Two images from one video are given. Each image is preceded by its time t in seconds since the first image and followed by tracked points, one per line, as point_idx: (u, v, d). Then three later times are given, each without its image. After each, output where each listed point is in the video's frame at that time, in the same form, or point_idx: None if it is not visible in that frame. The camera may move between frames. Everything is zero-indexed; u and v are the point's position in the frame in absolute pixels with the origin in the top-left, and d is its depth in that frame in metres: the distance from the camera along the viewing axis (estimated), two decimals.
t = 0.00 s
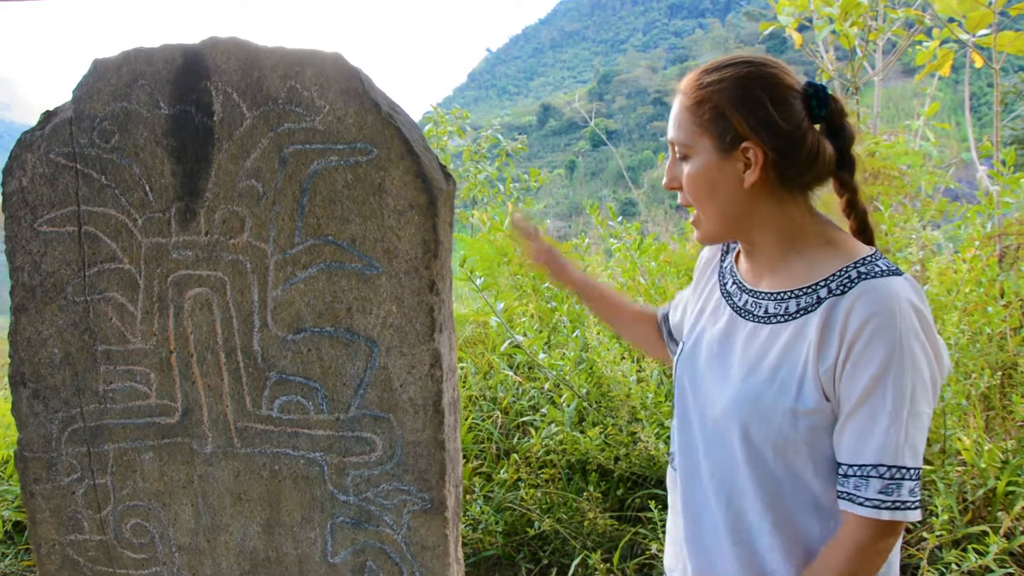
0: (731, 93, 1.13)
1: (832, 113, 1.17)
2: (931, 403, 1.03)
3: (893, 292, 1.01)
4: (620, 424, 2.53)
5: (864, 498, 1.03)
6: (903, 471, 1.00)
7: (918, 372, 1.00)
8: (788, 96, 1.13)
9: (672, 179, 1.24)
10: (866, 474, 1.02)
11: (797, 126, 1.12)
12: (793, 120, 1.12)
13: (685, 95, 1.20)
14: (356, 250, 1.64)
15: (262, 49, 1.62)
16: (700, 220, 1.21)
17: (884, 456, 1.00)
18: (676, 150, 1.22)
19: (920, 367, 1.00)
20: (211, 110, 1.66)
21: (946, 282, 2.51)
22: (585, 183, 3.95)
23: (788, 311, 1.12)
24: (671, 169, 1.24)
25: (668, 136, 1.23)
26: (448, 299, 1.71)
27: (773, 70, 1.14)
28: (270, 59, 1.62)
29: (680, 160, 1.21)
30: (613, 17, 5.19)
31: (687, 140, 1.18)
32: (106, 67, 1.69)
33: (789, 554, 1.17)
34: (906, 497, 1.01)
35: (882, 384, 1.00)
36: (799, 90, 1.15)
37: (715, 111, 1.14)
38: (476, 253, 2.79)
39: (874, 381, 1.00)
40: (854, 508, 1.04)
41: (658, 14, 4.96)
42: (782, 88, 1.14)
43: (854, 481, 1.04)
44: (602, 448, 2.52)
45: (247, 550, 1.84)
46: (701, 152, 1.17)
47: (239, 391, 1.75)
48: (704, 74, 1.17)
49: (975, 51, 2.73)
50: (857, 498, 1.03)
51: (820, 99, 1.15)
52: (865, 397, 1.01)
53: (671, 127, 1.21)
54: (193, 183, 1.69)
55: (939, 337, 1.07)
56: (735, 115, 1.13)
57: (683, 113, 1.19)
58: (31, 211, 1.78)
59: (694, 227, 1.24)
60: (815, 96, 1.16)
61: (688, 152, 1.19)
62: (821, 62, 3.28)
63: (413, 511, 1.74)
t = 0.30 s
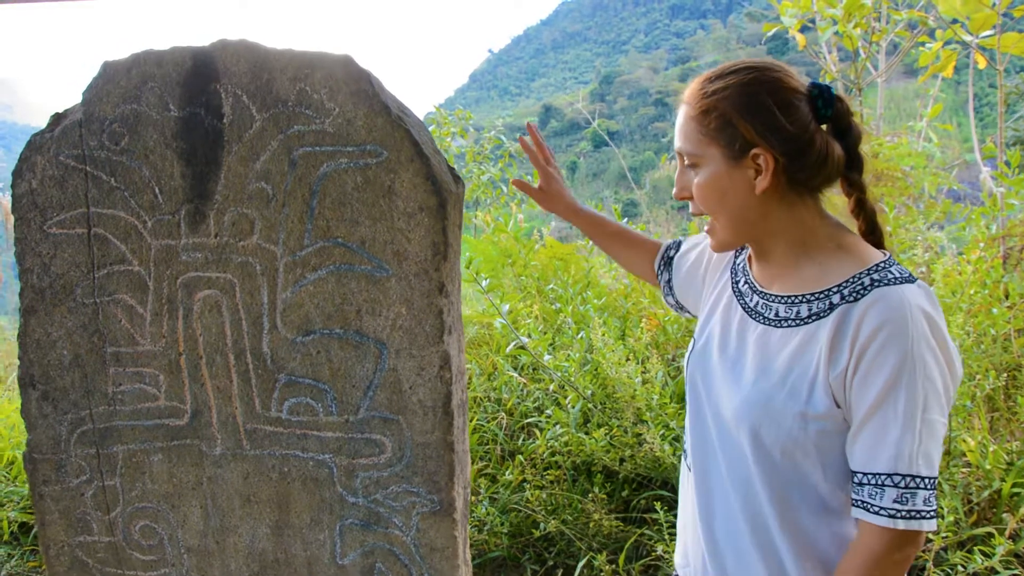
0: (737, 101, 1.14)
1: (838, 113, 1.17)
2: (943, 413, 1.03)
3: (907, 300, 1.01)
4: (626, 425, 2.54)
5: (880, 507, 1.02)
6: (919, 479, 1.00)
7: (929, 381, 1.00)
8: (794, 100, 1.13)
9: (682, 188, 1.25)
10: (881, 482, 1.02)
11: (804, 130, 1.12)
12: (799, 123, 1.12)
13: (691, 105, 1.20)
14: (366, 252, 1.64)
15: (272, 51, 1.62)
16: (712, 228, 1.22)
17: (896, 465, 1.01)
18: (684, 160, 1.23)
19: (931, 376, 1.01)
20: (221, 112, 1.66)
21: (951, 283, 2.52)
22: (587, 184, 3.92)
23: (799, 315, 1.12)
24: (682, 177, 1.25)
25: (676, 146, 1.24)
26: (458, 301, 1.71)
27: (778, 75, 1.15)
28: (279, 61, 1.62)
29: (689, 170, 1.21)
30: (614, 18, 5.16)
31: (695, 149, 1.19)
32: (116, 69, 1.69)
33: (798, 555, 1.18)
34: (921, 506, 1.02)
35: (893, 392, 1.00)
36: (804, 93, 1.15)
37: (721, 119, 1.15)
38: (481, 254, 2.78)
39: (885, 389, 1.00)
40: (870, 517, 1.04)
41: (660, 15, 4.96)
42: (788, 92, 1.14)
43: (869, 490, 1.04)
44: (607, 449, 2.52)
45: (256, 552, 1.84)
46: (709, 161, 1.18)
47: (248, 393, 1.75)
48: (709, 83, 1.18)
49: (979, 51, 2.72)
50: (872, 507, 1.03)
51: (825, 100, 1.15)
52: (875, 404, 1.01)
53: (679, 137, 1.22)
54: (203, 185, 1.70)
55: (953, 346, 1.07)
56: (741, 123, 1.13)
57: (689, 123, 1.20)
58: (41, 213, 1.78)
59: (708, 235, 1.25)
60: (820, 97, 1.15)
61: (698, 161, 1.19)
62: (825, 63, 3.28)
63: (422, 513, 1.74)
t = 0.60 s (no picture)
0: (765, 98, 1.14)
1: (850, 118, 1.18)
2: (950, 412, 1.04)
3: (914, 302, 1.02)
4: (629, 426, 2.54)
5: (896, 506, 1.02)
6: (932, 478, 1.01)
7: (937, 381, 1.01)
8: (818, 103, 1.14)
9: (697, 182, 1.22)
10: (895, 482, 1.02)
11: (827, 131, 1.14)
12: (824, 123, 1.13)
13: (715, 97, 1.19)
14: (373, 254, 1.65)
15: (278, 54, 1.63)
16: (729, 223, 1.20)
17: (906, 464, 1.01)
18: (704, 152, 1.20)
19: (938, 376, 1.01)
20: (228, 115, 1.67)
21: (953, 285, 2.51)
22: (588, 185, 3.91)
23: (807, 317, 1.13)
24: (696, 170, 1.22)
25: (693, 139, 1.22)
26: (464, 303, 1.72)
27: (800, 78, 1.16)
28: (286, 64, 1.62)
29: (710, 163, 1.20)
30: (615, 18, 5.19)
31: (720, 140, 1.17)
32: (123, 72, 1.70)
33: (807, 554, 1.18)
34: (934, 503, 1.02)
35: (901, 392, 1.01)
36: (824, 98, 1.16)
37: (753, 112, 1.14)
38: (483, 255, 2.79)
39: (893, 389, 1.01)
40: (885, 517, 1.04)
41: (661, 15, 4.97)
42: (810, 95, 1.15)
43: (882, 490, 1.04)
44: (611, 450, 2.52)
45: (263, 552, 1.85)
46: (734, 154, 1.16)
47: (255, 395, 1.76)
48: (736, 76, 1.17)
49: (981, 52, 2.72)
50: (888, 507, 1.03)
51: (840, 105, 1.17)
52: (884, 403, 1.02)
53: (699, 129, 1.20)
54: (210, 188, 1.70)
55: (958, 345, 1.08)
56: (774, 117, 1.13)
57: (714, 115, 1.18)
58: (48, 215, 1.79)
59: (717, 232, 1.23)
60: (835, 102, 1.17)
61: (723, 154, 1.18)
62: (826, 64, 3.28)
63: (428, 514, 1.75)
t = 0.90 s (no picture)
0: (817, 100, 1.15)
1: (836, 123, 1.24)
2: (961, 406, 1.04)
3: (928, 295, 1.02)
4: (632, 426, 2.55)
5: (901, 495, 1.03)
6: (939, 468, 1.01)
7: (949, 374, 1.01)
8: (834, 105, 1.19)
9: (772, 190, 1.12)
10: (902, 471, 1.03)
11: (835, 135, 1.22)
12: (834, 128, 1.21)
13: (770, 100, 1.14)
14: (380, 255, 1.65)
15: (287, 56, 1.64)
16: (811, 227, 1.12)
17: (916, 455, 1.01)
18: (773, 157, 1.13)
19: (952, 369, 1.02)
20: (236, 116, 1.67)
21: (956, 285, 2.51)
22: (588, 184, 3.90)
23: (820, 315, 1.14)
24: (767, 179, 1.13)
25: (756, 145, 1.13)
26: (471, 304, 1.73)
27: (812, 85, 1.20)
28: (295, 65, 1.63)
29: (783, 166, 1.13)
30: (616, 18, 5.20)
31: (793, 142, 1.12)
32: (132, 74, 1.71)
33: (822, 551, 1.19)
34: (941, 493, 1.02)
35: (915, 385, 1.01)
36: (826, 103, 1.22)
37: (810, 111, 1.14)
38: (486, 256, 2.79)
39: (907, 382, 1.01)
40: (890, 505, 1.05)
41: (662, 15, 4.97)
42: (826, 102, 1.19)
43: (889, 479, 1.04)
44: (614, 450, 2.53)
45: (270, 552, 1.86)
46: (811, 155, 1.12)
47: (263, 395, 1.77)
48: (783, 79, 1.15)
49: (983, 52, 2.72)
50: (893, 496, 1.04)
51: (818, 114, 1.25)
52: (898, 396, 1.02)
53: (763, 132, 1.13)
54: (218, 189, 1.71)
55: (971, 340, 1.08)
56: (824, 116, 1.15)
57: (777, 116, 1.13)
58: (57, 216, 1.79)
59: (785, 243, 1.13)
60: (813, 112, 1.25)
61: (794, 156, 1.13)
62: (828, 64, 3.29)
63: (435, 514, 1.75)
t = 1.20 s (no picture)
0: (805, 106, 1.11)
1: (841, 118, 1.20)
2: (960, 408, 1.04)
3: (929, 297, 1.03)
4: (633, 425, 2.55)
5: (901, 498, 1.03)
6: (938, 470, 1.01)
7: (949, 375, 1.01)
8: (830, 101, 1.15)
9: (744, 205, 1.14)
10: (901, 473, 1.03)
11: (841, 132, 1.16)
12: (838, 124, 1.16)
13: (752, 112, 1.12)
14: (382, 254, 1.65)
15: (288, 56, 1.64)
16: (785, 240, 1.14)
17: (916, 457, 1.02)
18: (750, 172, 1.13)
19: (951, 371, 1.02)
20: (238, 116, 1.67)
21: (956, 285, 2.51)
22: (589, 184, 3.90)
23: (821, 316, 1.14)
24: (742, 194, 1.14)
25: (733, 161, 1.14)
26: (472, 303, 1.73)
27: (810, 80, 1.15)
28: (296, 65, 1.63)
29: (759, 181, 1.13)
30: (616, 18, 5.20)
31: (772, 157, 1.11)
32: (133, 73, 1.71)
33: (820, 551, 1.19)
34: (939, 496, 1.03)
35: (915, 386, 1.01)
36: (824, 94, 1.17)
37: (795, 121, 1.11)
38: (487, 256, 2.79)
39: (907, 383, 1.01)
40: (889, 508, 1.05)
41: (662, 15, 4.98)
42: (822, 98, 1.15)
43: (888, 481, 1.05)
44: (614, 449, 2.53)
45: (271, 551, 1.86)
46: (789, 171, 1.11)
47: (264, 395, 1.77)
48: (770, 88, 1.12)
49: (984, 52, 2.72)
50: (893, 498, 1.04)
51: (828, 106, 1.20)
52: (898, 397, 1.02)
53: (744, 148, 1.12)
54: (220, 188, 1.71)
55: (971, 342, 1.08)
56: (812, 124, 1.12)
57: (757, 130, 1.12)
58: (59, 215, 1.80)
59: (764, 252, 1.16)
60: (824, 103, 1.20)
61: (771, 171, 1.12)
62: (829, 64, 3.29)
63: (436, 512, 1.76)
